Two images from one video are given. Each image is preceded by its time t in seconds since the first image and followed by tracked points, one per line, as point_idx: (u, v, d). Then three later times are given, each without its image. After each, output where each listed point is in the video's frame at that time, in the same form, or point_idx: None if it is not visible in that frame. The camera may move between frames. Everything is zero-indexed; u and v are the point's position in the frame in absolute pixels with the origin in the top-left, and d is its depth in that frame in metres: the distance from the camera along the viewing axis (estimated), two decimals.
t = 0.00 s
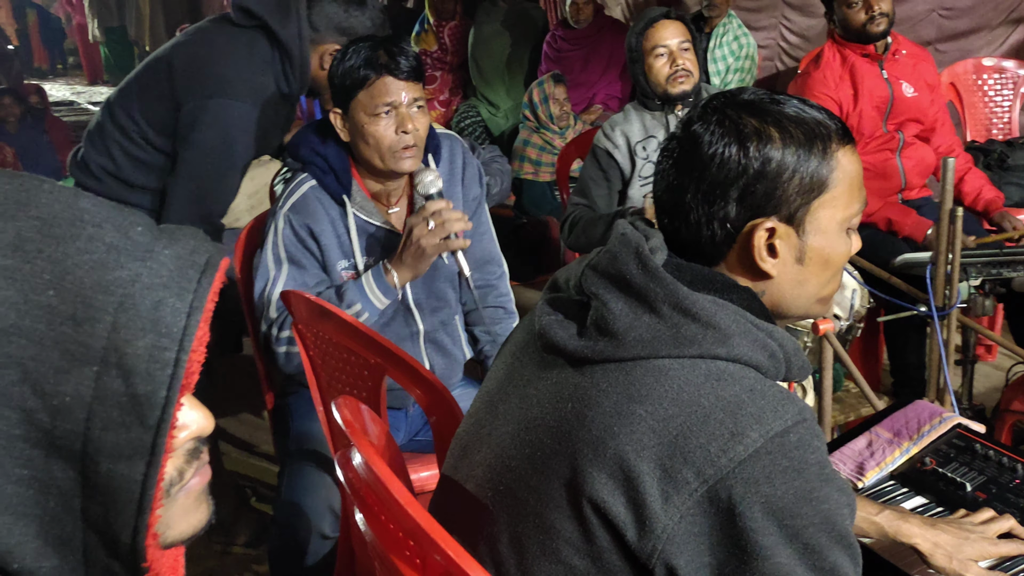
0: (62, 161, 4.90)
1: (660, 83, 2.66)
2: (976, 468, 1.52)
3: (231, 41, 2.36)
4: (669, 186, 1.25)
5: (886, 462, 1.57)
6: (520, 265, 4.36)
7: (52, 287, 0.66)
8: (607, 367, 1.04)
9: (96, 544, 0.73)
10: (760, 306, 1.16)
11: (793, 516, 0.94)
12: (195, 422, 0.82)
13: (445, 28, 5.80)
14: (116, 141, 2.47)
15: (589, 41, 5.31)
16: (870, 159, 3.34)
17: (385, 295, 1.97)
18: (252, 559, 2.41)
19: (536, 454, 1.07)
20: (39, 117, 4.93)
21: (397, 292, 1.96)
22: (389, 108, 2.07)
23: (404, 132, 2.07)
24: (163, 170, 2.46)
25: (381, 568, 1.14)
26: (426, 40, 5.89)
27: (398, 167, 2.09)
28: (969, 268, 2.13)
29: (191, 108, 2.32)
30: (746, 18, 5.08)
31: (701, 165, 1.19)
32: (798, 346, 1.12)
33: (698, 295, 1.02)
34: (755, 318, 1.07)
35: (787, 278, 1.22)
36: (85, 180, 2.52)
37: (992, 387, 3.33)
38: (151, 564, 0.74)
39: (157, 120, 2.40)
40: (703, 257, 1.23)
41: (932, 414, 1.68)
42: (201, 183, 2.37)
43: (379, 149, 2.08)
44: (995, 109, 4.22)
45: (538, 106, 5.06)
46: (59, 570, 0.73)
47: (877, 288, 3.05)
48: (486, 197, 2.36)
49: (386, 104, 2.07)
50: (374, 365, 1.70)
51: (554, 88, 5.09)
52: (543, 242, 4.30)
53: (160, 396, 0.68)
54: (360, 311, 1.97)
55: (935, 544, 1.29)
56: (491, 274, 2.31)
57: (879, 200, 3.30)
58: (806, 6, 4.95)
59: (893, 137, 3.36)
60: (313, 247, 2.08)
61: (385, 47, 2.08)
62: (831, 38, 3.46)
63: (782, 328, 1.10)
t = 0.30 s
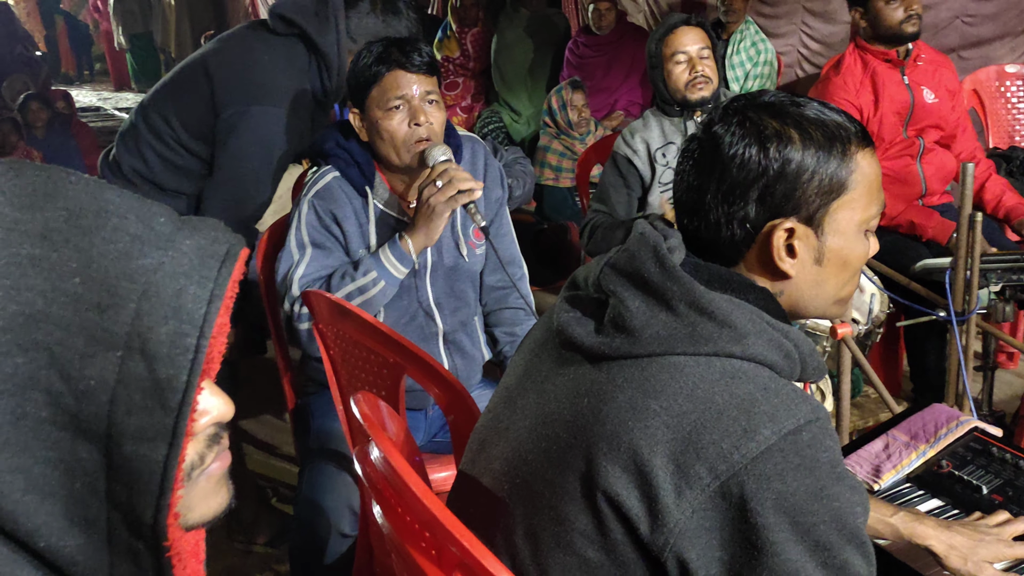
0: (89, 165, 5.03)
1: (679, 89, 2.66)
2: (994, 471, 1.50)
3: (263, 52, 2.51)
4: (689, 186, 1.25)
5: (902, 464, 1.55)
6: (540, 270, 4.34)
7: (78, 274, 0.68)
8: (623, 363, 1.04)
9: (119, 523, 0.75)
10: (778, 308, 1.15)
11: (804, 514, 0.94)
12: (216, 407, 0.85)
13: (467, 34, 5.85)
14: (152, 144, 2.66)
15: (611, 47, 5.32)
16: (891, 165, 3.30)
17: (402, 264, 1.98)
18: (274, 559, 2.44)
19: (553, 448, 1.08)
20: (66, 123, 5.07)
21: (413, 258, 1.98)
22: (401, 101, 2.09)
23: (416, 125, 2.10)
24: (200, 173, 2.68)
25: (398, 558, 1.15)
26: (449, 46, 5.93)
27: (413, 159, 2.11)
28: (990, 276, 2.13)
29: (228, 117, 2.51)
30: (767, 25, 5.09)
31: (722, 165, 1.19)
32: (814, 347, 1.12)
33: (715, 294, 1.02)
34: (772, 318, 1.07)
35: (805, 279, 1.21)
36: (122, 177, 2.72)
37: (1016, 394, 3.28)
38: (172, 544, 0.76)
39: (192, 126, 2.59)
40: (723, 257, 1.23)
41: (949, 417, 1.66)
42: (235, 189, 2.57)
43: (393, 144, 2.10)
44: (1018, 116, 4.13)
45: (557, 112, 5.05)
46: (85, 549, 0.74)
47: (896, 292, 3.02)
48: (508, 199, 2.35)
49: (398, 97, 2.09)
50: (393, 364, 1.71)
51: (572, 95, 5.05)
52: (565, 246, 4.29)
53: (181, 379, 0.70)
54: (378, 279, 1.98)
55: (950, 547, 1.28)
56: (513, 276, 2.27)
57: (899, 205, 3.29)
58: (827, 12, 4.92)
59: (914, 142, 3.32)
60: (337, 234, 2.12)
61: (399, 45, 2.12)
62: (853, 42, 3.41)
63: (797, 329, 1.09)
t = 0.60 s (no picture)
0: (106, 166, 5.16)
1: (691, 90, 2.65)
2: (997, 467, 1.50)
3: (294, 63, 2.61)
4: (699, 186, 1.20)
5: (907, 460, 1.55)
6: (551, 271, 4.42)
7: (90, 258, 0.70)
8: (627, 355, 1.05)
9: (129, 499, 0.78)
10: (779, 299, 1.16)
11: (804, 501, 0.95)
12: (222, 389, 0.87)
13: (481, 37, 5.87)
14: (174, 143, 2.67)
15: (625, 50, 5.31)
16: (903, 165, 3.31)
17: (414, 239, 2.01)
18: (285, 554, 2.46)
19: (558, 438, 1.09)
20: (85, 124, 5.24)
21: (424, 232, 2.01)
22: (414, 93, 2.11)
23: (427, 117, 2.11)
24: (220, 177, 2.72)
25: (404, 544, 1.18)
26: (463, 49, 5.94)
27: (427, 150, 2.13)
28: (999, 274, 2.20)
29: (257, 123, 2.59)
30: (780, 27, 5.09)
31: (734, 162, 1.15)
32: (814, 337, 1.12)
33: (718, 287, 1.02)
34: (771, 309, 1.07)
35: (819, 270, 1.21)
36: (139, 174, 2.71)
37: None
38: (181, 520, 0.78)
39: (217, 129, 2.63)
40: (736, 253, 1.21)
41: (954, 414, 1.66)
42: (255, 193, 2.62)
43: (406, 136, 2.13)
44: None
45: (566, 116, 5.18)
46: (96, 524, 0.78)
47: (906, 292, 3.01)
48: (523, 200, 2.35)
49: (411, 90, 2.11)
50: (403, 358, 1.73)
51: (579, 98, 5.12)
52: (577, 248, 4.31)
53: (188, 359, 0.73)
54: (389, 254, 2.00)
55: (952, 541, 1.28)
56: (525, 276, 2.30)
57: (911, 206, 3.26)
58: (839, 14, 4.88)
59: (928, 143, 3.32)
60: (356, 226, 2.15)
61: (411, 41, 2.15)
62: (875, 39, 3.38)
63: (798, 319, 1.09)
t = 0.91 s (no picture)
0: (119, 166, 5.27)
1: (705, 90, 2.66)
2: (998, 465, 1.50)
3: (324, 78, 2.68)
4: (695, 181, 1.21)
5: (909, 458, 1.55)
6: (561, 272, 4.42)
7: (99, 247, 0.72)
8: (626, 348, 1.06)
9: (136, 482, 0.80)
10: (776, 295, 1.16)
11: (799, 491, 0.96)
12: (227, 376, 0.89)
13: (493, 39, 5.90)
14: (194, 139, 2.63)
15: (636, 52, 5.31)
16: (915, 163, 3.28)
17: (427, 230, 2.02)
18: (295, 550, 2.47)
19: (558, 430, 1.09)
20: (98, 125, 5.36)
21: (437, 224, 2.02)
22: (432, 90, 2.13)
23: (444, 114, 2.13)
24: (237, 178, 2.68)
25: (409, 534, 1.20)
26: (476, 51, 5.99)
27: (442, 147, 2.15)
28: (1007, 276, 2.27)
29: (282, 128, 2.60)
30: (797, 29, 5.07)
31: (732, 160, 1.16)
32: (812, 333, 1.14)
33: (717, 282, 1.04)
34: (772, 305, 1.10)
35: (817, 263, 1.21)
36: (156, 169, 2.66)
37: None
38: (185, 503, 0.81)
39: (238, 128, 2.61)
40: (734, 251, 1.21)
41: (956, 412, 1.66)
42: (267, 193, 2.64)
43: (422, 132, 2.15)
44: None
45: (572, 118, 5.16)
46: (105, 506, 0.80)
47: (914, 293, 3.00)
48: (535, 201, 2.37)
49: (429, 87, 2.13)
50: (409, 354, 1.74)
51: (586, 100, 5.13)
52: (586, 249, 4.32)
53: (193, 346, 0.75)
54: (401, 244, 2.01)
55: (954, 540, 1.28)
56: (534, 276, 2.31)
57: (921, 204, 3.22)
58: (851, 17, 4.86)
59: (942, 141, 3.30)
60: (371, 220, 2.15)
61: (430, 40, 2.17)
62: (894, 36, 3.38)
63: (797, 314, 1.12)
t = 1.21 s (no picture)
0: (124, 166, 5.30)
1: (709, 90, 2.65)
2: (997, 463, 1.50)
3: (329, 79, 2.71)
4: (695, 187, 1.22)
5: (908, 457, 1.55)
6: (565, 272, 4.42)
7: (104, 245, 0.73)
8: (630, 350, 1.07)
9: (140, 475, 0.81)
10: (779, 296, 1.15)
11: (806, 490, 0.97)
12: (230, 372, 0.90)
13: (497, 40, 5.91)
14: (209, 139, 2.61)
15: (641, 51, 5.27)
16: (916, 162, 3.26)
17: (434, 226, 2.03)
18: (299, 549, 2.49)
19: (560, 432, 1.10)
20: (104, 125, 5.41)
21: (445, 220, 2.04)
22: (439, 90, 2.14)
23: (451, 114, 2.14)
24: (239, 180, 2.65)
25: (412, 532, 1.22)
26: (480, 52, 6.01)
27: (448, 147, 2.16)
28: (1007, 276, 2.26)
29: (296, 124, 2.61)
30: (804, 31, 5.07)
31: (729, 168, 1.16)
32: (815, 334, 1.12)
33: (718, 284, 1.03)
34: (773, 307, 1.07)
35: (813, 273, 1.20)
36: (171, 171, 2.62)
37: None
38: (189, 497, 0.81)
39: (254, 125, 2.60)
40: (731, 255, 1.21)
41: (956, 411, 1.66)
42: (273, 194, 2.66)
43: (429, 131, 2.15)
44: None
45: (577, 118, 5.19)
46: (109, 499, 0.82)
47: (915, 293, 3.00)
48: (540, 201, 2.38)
49: (437, 86, 2.14)
50: (412, 353, 1.74)
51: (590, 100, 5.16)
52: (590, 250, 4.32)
53: (195, 342, 0.76)
54: (409, 240, 2.02)
55: (955, 540, 1.28)
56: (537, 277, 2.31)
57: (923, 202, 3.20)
58: (858, 18, 4.87)
59: (943, 141, 3.29)
60: (378, 217, 2.17)
61: (440, 41, 2.19)
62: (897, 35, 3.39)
63: (799, 317, 1.09)
